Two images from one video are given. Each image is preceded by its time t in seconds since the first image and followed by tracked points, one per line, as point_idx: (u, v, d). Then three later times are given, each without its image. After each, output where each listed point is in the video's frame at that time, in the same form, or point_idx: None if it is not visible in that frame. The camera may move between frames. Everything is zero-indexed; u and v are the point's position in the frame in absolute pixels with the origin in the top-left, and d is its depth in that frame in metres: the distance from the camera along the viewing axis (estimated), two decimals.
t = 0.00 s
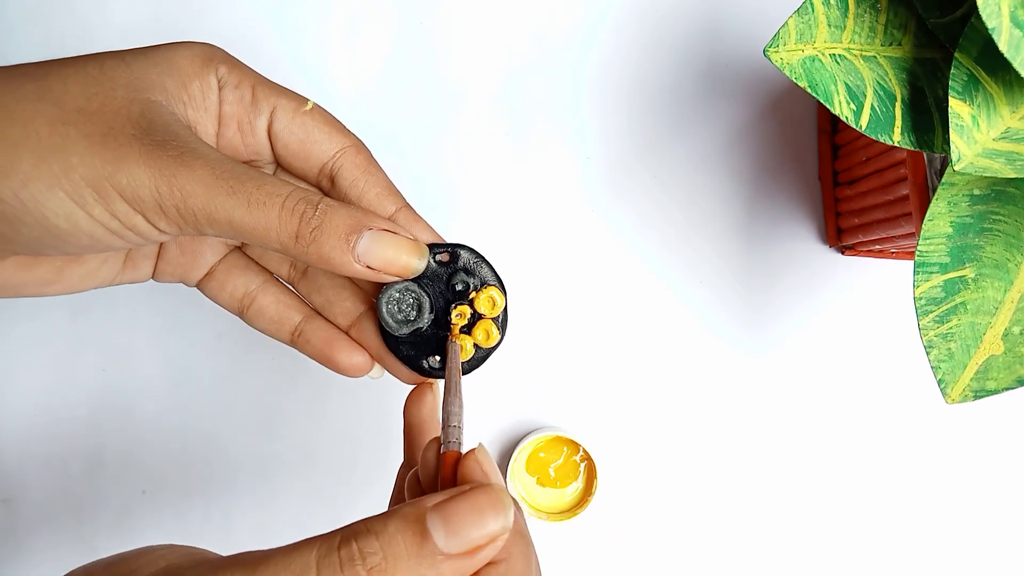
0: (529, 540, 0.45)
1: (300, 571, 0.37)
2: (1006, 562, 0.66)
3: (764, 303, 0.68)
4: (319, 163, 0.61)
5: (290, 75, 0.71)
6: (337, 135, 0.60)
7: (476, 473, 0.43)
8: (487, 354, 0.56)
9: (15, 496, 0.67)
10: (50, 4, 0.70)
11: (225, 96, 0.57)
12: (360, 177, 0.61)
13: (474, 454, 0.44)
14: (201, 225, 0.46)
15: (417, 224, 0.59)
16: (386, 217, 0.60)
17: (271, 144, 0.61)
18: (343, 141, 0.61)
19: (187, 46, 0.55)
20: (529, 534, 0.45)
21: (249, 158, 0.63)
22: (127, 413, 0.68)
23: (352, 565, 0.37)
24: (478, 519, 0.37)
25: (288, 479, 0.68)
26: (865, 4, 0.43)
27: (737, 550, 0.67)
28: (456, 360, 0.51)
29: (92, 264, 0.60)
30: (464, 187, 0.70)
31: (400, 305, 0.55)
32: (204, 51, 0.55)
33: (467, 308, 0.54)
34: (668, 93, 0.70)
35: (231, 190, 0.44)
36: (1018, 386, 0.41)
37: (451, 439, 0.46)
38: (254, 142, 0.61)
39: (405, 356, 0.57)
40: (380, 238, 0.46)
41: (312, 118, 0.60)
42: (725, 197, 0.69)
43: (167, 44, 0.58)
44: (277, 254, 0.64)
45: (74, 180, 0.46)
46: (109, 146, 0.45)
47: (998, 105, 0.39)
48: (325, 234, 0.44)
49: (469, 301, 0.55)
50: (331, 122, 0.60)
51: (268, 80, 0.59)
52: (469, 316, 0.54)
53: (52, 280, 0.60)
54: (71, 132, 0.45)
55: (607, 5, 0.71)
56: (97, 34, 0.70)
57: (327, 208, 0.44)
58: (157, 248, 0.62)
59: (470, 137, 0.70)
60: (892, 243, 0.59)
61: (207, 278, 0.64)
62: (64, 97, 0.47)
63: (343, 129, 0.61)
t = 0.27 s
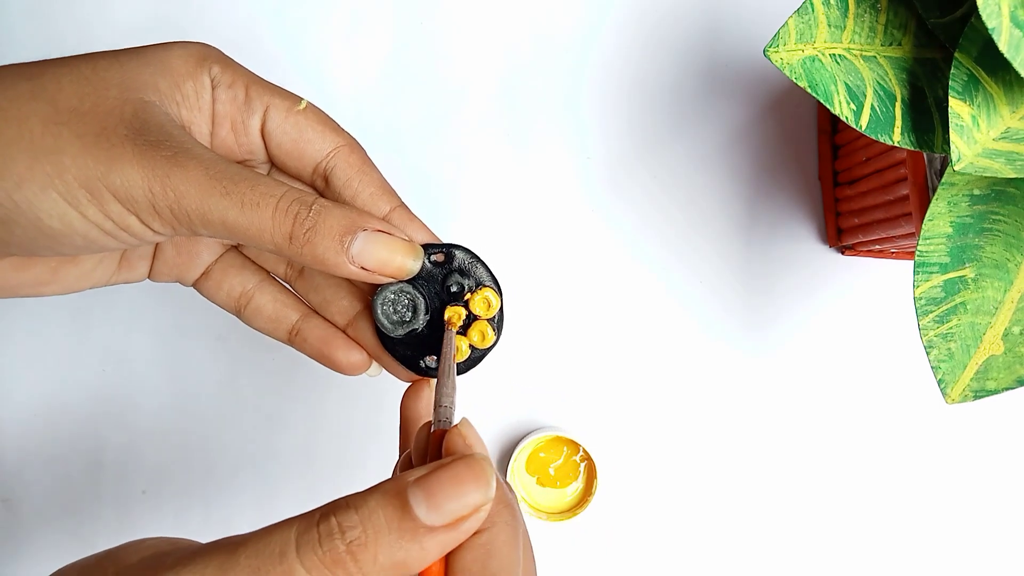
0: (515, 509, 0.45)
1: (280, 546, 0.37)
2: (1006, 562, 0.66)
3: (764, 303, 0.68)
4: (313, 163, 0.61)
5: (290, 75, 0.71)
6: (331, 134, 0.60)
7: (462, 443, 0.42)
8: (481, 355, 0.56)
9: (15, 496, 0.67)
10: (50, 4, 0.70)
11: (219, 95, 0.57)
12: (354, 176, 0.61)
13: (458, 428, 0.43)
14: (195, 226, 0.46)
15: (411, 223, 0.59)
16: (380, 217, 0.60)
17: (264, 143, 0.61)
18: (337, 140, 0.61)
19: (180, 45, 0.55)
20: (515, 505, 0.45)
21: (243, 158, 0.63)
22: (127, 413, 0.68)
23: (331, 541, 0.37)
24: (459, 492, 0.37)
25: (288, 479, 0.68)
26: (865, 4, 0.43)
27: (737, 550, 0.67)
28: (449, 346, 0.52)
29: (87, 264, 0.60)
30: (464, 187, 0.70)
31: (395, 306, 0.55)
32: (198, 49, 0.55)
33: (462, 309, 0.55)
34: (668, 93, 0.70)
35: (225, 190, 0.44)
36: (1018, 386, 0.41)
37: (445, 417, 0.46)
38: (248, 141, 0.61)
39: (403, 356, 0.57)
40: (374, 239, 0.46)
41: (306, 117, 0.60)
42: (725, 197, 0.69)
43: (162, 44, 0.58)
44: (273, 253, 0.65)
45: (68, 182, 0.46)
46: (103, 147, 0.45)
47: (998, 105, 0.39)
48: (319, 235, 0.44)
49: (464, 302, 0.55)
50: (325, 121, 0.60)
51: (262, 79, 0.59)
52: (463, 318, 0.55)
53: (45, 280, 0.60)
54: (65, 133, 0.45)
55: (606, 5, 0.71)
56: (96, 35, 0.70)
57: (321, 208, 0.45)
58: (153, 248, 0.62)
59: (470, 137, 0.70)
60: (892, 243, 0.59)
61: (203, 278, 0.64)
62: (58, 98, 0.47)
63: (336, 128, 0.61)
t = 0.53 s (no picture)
0: (514, 516, 0.45)
1: (276, 556, 0.37)
2: (1006, 562, 0.66)
3: (764, 303, 0.68)
4: (309, 160, 0.61)
5: (290, 75, 0.71)
6: (327, 131, 0.60)
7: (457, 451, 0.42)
8: (482, 350, 0.56)
9: (15, 496, 0.67)
10: (50, 4, 0.70)
11: (213, 93, 0.57)
12: (350, 173, 0.61)
13: (455, 436, 0.43)
14: (190, 223, 0.46)
15: (408, 219, 0.59)
16: (376, 214, 0.60)
17: (259, 140, 0.61)
18: (333, 137, 0.60)
19: (175, 42, 0.55)
20: (514, 512, 0.45)
21: (238, 155, 0.63)
22: (127, 413, 0.68)
23: (329, 550, 0.37)
24: (458, 501, 0.37)
25: (288, 479, 0.68)
26: (865, 4, 0.43)
27: (738, 550, 0.67)
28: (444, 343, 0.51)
29: (83, 263, 0.60)
30: (464, 187, 0.70)
31: (394, 303, 0.56)
32: (192, 47, 0.55)
33: (460, 305, 0.55)
34: (668, 94, 0.69)
35: (220, 187, 0.44)
36: (1018, 386, 0.41)
37: (439, 425, 0.46)
38: (243, 138, 0.61)
39: (403, 354, 0.56)
40: (370, 236, 0.46)
41: (302, 114, 0.60)
42: (725, 197, 0.69)
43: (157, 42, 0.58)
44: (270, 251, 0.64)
45: (62, 180, 0.46)
46: (96, 144, 0.45)
47: (998, 105, 0.39)
48: (315, 232, 0.44)
49: (462, 297, 0.55)
50: (320, 118, 0.60)
51: (257, 76, 0.59)
52: (462, 313, 0.55)
53: (41, 279, 0.60)
54: (59, 131, 0.45)
55: (606, 5, 0.71)
56: (96, 35, 0.70)
57: (317, 205, 0.45)
58: (149, 247, 0.62)
59: (469, 137, 0.70)
60: (892, 243, 0.59)
61: (200, 275, 0.64)
62: (51, 96, 0.47)
63: (332, 125, 0.61)
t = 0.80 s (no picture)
0: (535, 534, 0.44)
1: (296, 569, 0.37)
2: (1006, 562, 0.66)
3: (764, 303, 0.68)
4: (317, 159, 0.61)
5: (289, 76, 0.71)
6: (335, 131, 0.60)
7: (476, 466, 0.42)
8: (491, 352, 0.56)
9: (15, 496, 0.67)
10: (50, 4, 0.70)
11: (221, 92, 0.57)
12: (359, 173, 0.61)
13: (475, 450, 0.43)
14: (198, 223, 0.46)
15: (417, 220, 0.59)
16: (385, 215, 0.60)
17: (268, 139, 0.61)
18: (342, 137, 0.60)
19: (183, 41, 0.55)
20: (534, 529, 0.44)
21: (246, 154, 0.63)
22: (127, 412, 0.68)
23: (347, 564, 0.37)
24: (476, 520, 0.37)
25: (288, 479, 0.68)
26: (865, 4, 0.43)
27: (738, 550, 0.67)
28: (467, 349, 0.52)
29: (89, 263, 0.60)
30: (464, 187, 0.70)
31: (402, 304, 0.55)
32: (201, 47, 0.55)
33: (470, 307, 0.54)
34: (668, 94, 0.69)
35: (229, 187, 0.44)
36: (1018, 386, 0.41)
37: (459, 435, 0.46)
38: (251, 138, 0.61)
39: (410, 356, 0.57)
40: (380, 237, 0.46)
41: (310, 114, 0.60)
42: (725, 197, 0.69)
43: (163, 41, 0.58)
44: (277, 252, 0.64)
45: (70, 180, 0.46)
46: (104, 143, 0.45)
47: (998, 105, 0.39)
48: (326, 232, 0.44)
49: (471, 299, 0.54)
50: (329, 117, 0.60)
51: (265, 75, 0.59)
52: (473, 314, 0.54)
53: (47, 280, 0.60)
54: (67, 130, 0.45)
55: (606, 4, 0.71)
56: (96, 35, 0.70)
57: (326, 205, 0.44)
58: (156, 248, 0.62)
59: (469, 137, 0.70)
60: (892, 243, 0.59)
61: (207, 277, 0.64)
62: (59, 95, 0.47)
63: (341, 124, 0.61)
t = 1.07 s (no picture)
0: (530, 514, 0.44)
1: (294, 550, 0.37)
2: (1006, 562, 0.66)
3: (764, 303, 0.68)
4: (313, 160, 0.61)
5: (289, 76, 0.71)
6: (330, 132, 0.60)
7: (474, 447, 0.42)
8: (486, 351, 0.57)
9: (15, 496, 0.67)
10: (50, 4, 0.70)
11: (218, 93, 0.57)
12: (354, 174, 0.61)
13: (474, 429, 0.43)
14: (195, 225, 0.46)
15: (411, 221, 0.59)
16: (380, 216, 0.60)
17: (264, 141, 0.61)
18: (337, 138, 0.61)
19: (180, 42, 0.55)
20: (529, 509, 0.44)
21: (242, 155, 0.63)
22: (127, 412, 0.68)
23: (342, 544, 0.37)
24: (467, 498, 0.37)
25: (288, 479, 0.68)
26: (865, 4, 0.43)
27: (738, 550, 0.67)
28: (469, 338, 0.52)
29: (87, 263, 0.60)
30: (464, 187, 0.70)
31: (398, 304, 0.55)
32: (197, 48, 0.55)
33: (464, 307, 0.54)
34: (668, 94, 0.69)
35: (225, 189, 0.44)
36: (1018, 386, 0.41)
37: (461, 417, 0.46)
38: (247, 139, 0.61)
39: (406, 355, 0.57)
40: (375, 238, 0.46)
41: (306, 115, 0.60)
42: (725, 197, 0.69)
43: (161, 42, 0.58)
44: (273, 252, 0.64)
45: (68, 182, 0.46)
46: (102, 146, 0.45)
47: (998, 105, 0.39)
48: (320, 234, 0.44)
49: (466, 300, 0.54)
50: (325, 119, 0.60)
51: (262, 76, 0.59)
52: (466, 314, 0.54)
53: (45, 280, 0.60)
54: (64, 133, 0.45)
55: (606, 5, 0.71)
56: (96, 35, 0.70)
57: (322, 208, 0.45)
58: (153, 247, 0.62)
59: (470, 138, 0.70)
60: (892, 243, 0.59)
61: (204, 275, 0.64)
62: (56, 97, 0.47)
63: (336, 126, 0.61)
